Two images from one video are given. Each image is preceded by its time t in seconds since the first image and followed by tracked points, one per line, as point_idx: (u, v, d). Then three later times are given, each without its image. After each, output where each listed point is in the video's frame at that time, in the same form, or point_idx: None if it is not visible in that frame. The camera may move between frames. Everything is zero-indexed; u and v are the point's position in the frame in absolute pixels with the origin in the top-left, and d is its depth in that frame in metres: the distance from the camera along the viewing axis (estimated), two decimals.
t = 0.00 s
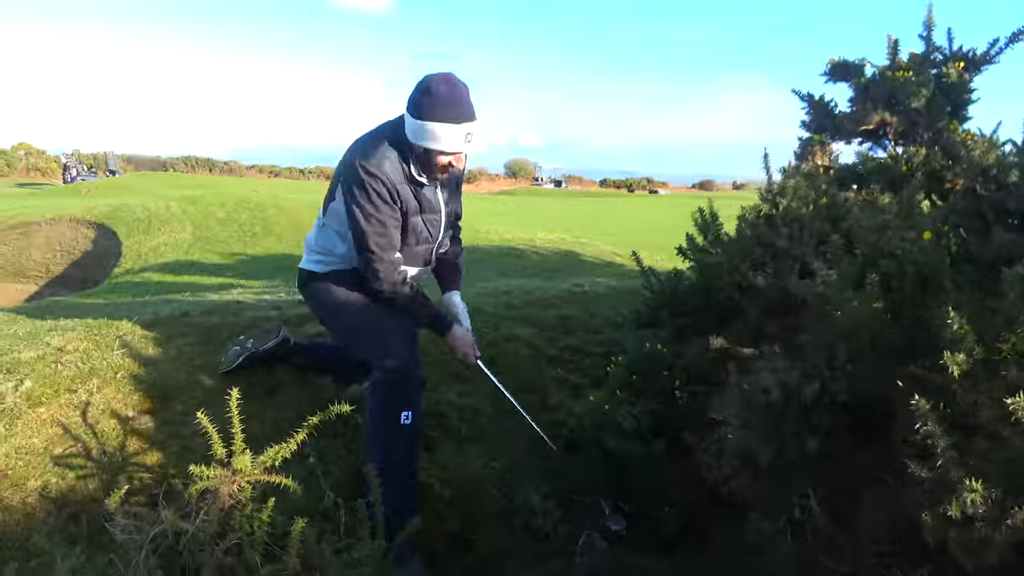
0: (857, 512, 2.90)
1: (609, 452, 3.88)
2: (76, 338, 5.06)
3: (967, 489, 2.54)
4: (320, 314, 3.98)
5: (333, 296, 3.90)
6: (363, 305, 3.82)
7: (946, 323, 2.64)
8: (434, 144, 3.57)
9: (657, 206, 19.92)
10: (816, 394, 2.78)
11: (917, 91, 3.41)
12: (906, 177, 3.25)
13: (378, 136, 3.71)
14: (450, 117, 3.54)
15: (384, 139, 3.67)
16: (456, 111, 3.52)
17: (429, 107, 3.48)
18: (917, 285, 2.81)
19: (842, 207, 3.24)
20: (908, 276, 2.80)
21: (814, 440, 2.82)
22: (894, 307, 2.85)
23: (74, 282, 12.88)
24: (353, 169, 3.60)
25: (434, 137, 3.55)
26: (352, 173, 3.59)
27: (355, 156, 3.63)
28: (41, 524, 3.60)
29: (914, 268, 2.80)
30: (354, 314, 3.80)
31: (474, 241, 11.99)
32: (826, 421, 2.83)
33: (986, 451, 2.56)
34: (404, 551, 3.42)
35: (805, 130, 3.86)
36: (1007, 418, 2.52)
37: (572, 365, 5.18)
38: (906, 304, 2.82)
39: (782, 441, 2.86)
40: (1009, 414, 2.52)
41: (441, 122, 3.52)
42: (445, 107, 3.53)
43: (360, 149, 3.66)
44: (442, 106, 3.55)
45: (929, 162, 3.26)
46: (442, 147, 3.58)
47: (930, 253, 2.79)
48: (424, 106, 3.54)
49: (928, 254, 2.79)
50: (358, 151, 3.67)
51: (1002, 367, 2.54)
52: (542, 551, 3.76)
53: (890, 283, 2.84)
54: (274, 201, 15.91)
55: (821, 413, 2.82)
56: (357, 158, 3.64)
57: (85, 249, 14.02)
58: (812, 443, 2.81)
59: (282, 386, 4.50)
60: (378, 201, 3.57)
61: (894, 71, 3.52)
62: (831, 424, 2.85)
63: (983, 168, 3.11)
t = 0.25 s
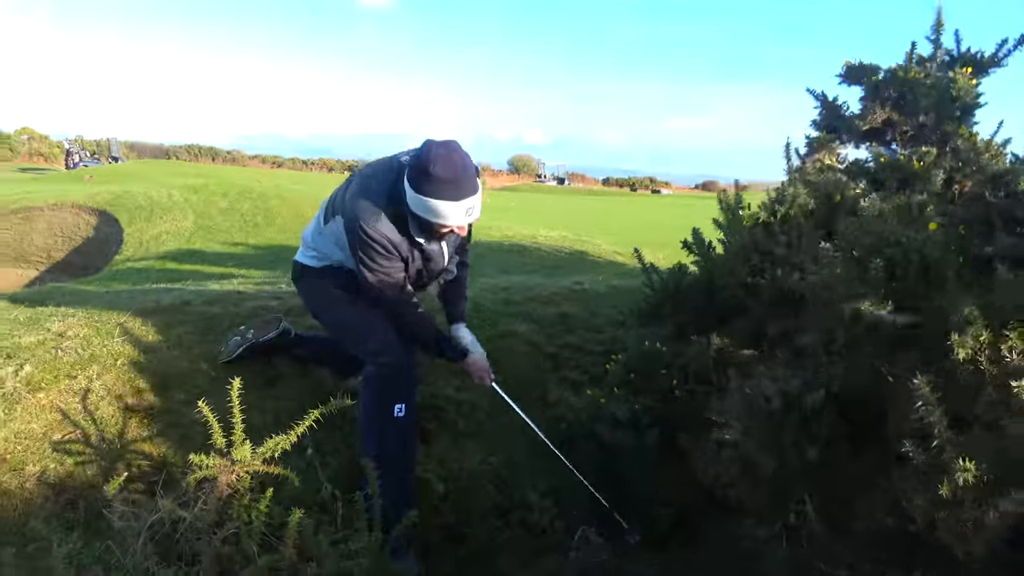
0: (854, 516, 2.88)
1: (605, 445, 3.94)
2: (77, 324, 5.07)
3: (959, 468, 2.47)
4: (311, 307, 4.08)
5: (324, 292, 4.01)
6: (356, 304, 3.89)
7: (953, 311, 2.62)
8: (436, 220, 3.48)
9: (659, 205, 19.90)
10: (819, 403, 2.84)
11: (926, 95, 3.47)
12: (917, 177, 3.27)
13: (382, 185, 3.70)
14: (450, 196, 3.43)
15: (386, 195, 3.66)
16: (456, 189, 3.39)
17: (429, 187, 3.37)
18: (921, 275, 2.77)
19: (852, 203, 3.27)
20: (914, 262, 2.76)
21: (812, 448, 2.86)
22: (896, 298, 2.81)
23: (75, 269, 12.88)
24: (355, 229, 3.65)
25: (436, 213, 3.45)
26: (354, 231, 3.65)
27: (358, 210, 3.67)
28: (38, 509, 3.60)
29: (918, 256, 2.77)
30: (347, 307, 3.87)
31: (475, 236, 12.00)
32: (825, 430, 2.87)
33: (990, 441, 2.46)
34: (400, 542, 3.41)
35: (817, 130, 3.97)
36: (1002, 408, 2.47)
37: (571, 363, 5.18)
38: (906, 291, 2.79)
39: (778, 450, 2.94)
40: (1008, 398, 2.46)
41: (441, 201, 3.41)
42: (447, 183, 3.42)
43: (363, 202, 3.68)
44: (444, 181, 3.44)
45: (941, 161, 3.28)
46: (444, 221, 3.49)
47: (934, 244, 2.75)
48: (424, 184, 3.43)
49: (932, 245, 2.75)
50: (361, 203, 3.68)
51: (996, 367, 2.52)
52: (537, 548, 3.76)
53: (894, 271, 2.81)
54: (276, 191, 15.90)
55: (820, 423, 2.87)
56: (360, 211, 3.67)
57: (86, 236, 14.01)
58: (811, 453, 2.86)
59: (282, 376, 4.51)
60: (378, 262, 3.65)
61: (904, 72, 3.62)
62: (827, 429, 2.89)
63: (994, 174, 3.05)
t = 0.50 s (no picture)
0: (845, 509, 2.91)
1: (599, 441, 3.93)
2: (71, 317, 5.04)
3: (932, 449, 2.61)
4: (308, 301, 4.14)
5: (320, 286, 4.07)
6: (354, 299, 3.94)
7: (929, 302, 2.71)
8: (447, 220, 3.52)
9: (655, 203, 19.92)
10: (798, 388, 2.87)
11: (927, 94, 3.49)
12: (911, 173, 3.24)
13: (386, 187, 3.72)
14: (463, 199, 3.48)
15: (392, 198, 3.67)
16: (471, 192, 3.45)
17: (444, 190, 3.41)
18: (903, 268, 2.81)
19: (851, 190, 3.15)
20: (898, 258, 2.79)
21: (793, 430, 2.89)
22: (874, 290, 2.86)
23: (67, 260, 12.80)
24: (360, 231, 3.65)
25: (448, 215, 3.50)
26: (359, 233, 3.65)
27: (362, 213, 3.67)
28: (32, 502, 3.58)
29: (904, 252, 2.79)
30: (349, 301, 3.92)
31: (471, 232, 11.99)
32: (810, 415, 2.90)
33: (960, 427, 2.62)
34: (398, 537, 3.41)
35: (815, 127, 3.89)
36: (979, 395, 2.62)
37: (568, 360, 5.19)
38: (893, 290, 2.83)
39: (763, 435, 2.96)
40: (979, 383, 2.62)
41: (455, 202, 3.46)
42: (458, 185, 3.46)
43: (367, 204, 3.69)
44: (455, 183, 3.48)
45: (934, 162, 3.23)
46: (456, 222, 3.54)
47: (920, 242, 2.76)
48: (437, 187, 3.48)
49: (917, 243, 2.77)
50: (365, 205, 3.69)
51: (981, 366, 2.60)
52: (533, 544, 3.77)
53: (880, 267, 2.85)
54: (271, 185, 15.84)
55: (802, 406, 2.90)
56: (364, 214, 3.68)
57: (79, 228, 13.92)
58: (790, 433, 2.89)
59: (278, 370, 4.50)
60: (383, 263, 3.66)
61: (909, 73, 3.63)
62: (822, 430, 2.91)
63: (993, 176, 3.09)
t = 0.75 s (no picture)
0: (830, 500, 2.98)
1: (590, 437, 4.00)
2: (56, 315, 5.01)
3: (913, 454, 2.64)
4: (305, 297, 4.08)
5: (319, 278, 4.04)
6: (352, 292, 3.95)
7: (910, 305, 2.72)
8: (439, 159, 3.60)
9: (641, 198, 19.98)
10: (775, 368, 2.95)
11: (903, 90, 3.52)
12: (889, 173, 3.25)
13: (378, 145, 3.76)
14: (455, 136, 3.56)
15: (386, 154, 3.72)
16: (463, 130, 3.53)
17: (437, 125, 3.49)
18: (884, 270, 2.75)
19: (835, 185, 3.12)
20: (875, 259, 2.73)
21: (770, 410, 2.97)
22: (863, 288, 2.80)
23: (50, 259, 12.67)
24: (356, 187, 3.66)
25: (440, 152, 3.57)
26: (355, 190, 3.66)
27: (357, 171, 3.69)
28: (21, 502, 3.57)
29: (883, 252, 2.73)
30: (346, 295, 3.92)
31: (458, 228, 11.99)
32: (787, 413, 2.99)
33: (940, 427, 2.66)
34: (389, 531, 3.45)
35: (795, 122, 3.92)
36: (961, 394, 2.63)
37: (556, 354, 5.22)
38: (868, 288, 2.78)
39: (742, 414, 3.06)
40: (962, 388, 2.63)
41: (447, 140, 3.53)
42: (449, 121, 3.56)
43: (361, 163, 3.72)
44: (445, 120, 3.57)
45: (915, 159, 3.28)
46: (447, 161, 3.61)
47: (898, 241, 2.70)
48: (430, 125, 3.56)
49: (895, 243, 2.71)
50: (359, 164, 3.72)
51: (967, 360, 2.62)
52: (522, 537, 3.81)
53: (859, 268, 2.78)
54: (256, 182, 15.76)
55: (776, 386, 2.98)
56: (359, 172, 3.70)
57: (62, 226, 13.78)
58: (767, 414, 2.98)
59: (267, 367, 4.50)
60: (381, 216, 3.67)
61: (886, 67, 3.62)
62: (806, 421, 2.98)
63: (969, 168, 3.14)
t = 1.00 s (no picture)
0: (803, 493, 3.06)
1: (570, 435, 4.03)
2: (35, 315, 4.99)
3: (925, 459, 2.60)
4: (293, 296, 4.03)
5: (308, 276, 3.96)
6: (339, 288, 3.92)
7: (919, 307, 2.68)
8: (410, 130, 3.67)
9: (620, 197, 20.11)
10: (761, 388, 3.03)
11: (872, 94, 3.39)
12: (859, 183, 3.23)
13: (352, 124, 3.80)
14: (425, 106, 3.63)
15: (359, 130, 3.75)
16: (433, 100, 3.61)
17: (407, 94, 3.56)
18: (868, 267, 2.92)
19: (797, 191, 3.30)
20: (861, 257, 2.92)
21: (757, 433, 3.06)
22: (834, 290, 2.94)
23: (25, 258, 12.51)
24: (331, 164, 3.69)
25: (411, 123, 3.64)
26: (331, 167, 3.68)
27: (332, 150, 3.71)
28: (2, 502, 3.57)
29: (866, 251, 2.93)
30: (331, 292, 3.91)
31: (438, 227, 12.02)
32: (772, 415, 3.05)
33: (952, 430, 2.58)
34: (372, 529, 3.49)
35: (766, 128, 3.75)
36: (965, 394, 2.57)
37: (536, 353, 5.29)
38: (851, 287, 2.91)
39: (730, 435, 3.14)
40: (985, 397, 2.52)
41: (417, 109, 3.61)
42: (421, 94, 3.63)
43: (336, 141, 3.74)
44: (418, 93, 3.64)
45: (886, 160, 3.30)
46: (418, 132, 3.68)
47: (880, 240, 2.91)
48: (401, 97, 3.63)
49: (877, 242, 2.91)
50: (333, 143, 3.75)
51: (955, 359, 2.60)
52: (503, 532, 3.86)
53: (844, 266, 2.95)
54: (235, 181, 15.68)
55: (763, 405, 3.06)
56: (335, 150, 3.72)
57: (37, 225, 13.60)
58: (756, 437, 3.07)
59: (248, 366, 4.52)
60: (358, 190, 3.68)
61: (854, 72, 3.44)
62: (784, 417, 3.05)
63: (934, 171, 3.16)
